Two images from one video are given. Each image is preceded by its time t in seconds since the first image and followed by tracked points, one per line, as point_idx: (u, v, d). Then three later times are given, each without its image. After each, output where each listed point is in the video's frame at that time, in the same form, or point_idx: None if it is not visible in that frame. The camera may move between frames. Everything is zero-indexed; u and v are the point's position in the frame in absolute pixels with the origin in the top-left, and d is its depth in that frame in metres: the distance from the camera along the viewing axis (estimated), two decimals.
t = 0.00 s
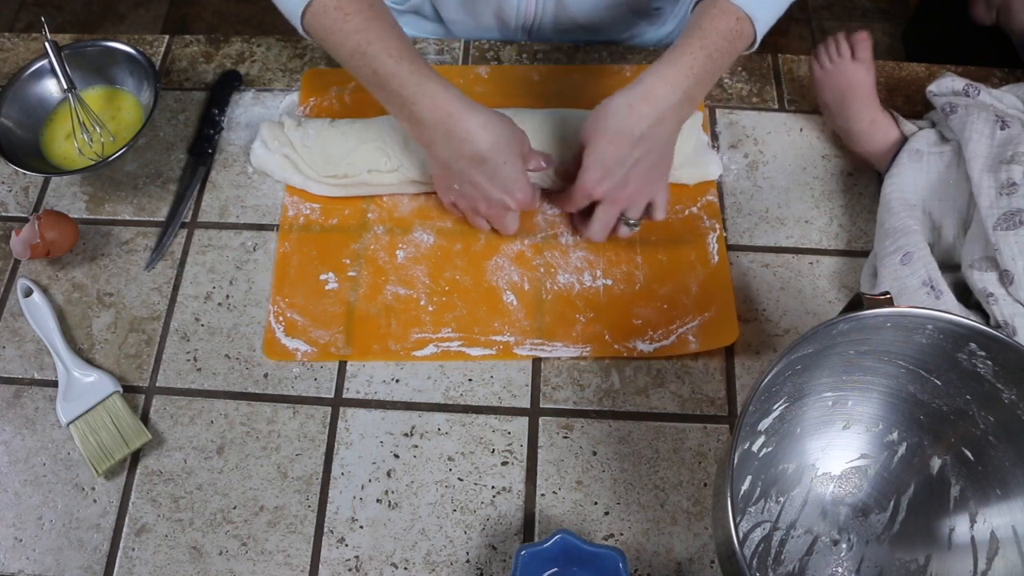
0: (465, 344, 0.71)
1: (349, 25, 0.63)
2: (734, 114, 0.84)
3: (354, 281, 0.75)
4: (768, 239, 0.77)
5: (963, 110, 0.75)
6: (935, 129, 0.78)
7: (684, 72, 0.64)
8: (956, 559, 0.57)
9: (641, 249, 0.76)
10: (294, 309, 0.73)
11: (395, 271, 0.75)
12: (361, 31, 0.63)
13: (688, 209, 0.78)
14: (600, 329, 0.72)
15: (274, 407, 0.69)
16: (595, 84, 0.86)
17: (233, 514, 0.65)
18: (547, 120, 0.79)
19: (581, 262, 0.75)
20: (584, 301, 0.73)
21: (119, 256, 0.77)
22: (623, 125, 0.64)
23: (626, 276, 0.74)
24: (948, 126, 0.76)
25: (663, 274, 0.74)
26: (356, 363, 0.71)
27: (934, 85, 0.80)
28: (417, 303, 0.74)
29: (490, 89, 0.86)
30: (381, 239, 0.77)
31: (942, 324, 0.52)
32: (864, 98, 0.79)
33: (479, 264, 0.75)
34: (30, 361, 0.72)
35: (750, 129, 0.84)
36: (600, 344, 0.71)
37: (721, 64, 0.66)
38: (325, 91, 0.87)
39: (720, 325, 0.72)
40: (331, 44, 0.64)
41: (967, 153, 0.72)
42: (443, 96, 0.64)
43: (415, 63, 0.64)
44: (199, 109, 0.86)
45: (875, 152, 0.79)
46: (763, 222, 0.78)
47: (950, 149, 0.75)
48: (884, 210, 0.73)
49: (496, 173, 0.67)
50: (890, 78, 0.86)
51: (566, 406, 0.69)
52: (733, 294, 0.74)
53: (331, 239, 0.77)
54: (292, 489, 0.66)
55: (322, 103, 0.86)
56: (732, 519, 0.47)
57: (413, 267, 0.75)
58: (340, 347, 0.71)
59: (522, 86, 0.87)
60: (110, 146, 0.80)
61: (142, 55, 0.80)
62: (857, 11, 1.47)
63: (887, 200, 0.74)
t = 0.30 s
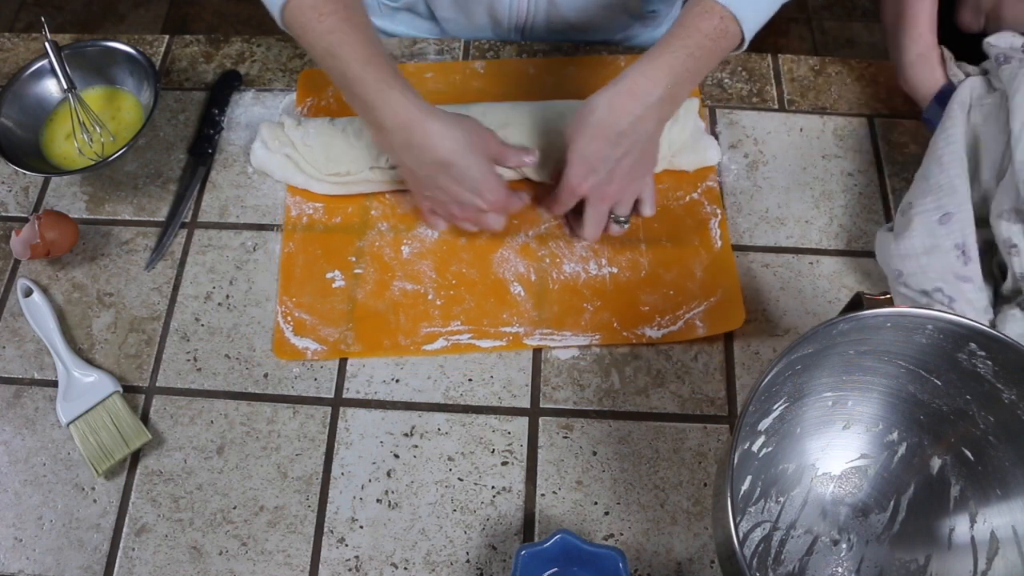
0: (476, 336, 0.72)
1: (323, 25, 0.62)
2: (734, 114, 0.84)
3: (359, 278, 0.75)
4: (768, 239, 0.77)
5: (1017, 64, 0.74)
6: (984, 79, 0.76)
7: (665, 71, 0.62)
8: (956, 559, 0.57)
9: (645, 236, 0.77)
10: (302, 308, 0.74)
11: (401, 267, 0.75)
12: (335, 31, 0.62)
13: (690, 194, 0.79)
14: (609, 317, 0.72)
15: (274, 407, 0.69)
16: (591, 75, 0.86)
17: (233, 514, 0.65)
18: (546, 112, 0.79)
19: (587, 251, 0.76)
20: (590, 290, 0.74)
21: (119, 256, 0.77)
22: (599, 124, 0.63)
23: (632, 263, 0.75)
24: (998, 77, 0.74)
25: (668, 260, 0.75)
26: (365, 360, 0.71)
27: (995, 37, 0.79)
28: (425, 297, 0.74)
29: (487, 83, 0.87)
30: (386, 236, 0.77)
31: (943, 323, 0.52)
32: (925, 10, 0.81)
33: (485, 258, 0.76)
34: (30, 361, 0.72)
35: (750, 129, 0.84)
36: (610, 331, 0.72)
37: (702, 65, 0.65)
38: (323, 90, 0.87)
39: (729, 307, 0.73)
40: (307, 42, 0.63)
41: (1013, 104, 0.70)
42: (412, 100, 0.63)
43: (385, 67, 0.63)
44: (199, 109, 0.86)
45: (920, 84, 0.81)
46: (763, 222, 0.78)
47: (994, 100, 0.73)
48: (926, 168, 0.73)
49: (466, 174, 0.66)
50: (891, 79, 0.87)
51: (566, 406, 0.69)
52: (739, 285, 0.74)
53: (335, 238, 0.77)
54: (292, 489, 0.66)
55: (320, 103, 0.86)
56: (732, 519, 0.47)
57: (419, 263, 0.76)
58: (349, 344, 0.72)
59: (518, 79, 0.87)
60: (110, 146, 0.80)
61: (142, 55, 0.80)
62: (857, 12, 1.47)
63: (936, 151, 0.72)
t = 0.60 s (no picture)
0: (477, 333, 0.72)
1: (325, 20, 0.66)
2: (734, 114, 0.84)
3: (360, 275, 0.75)
4: (768, 239, 0.77)
5: (983, 90, 0.75)
6: (952, 107, 0.77)
7: (614, 53, 0.67)
8: (958, 559, 0.57)
9: (645, 232, 0.76)
10: (303, 307, 0.73)
11: (401, 265, 0.75)
12: (337, 25, 0.66)
13: (690, 189, 0.79)
14: (610, 312, 0.72)
15: (274, 407, 0.69)
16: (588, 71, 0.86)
17: (232, 515, 0.65)
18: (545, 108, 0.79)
19: (588, 247, 0.76)
20: (592, 286, 0.74)
21: (118, 256, 0.77)
22: (551, 109, 0.66)
23: (632, 259, 0.75)
24: (965, 104, 0.76)
25: (668, 256, 0.75)
26: (367, 358, 0.71)
27: (964, 60, 0.80)
28: (425, 294, 0.74)
29: (484, 81, 0.86)
30: (386, 234, 0.77)
31: (943, 323, 0.52)
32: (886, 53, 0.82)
33: (485, 255, 0.76)
34: (29, 361, 0.72)
35: (750, 129, 0.83)
36: (612, 326, 0.72)
37: (656, 51, 0.69)
38: (321, 90, 0.87)
39: (731, 301, 0.72)
40: (306, 37, 0.67)
41: (976, 136, 0.72)
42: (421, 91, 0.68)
43: (390, 62, 0.67)
44: (198, 108, 0.86)
45: (888, 120, 0.80)
46: (763, 222, 0.78)
47: (961, 130, 0.75)
48: (898, 183, 0.74)
49: (466, 163, 0.69)
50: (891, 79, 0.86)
51: (566, 406, 0.68)
52: (741, 284, 0.74)
53: (335, 237, 0.77)
54: (292, 490, 0.65)
55: (318, 102, 0.86)
56: (733, 519, 0.47)
57: (420, 260, 0.75)
58: (350, 341, 0.71)
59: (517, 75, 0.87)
60: (109, 146, 0.79)
61: (141, 55, 0.80)
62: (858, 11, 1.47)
63: (901, 172, 0.74)
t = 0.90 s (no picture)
0: (477, 332, 0.72)
1: (287, 22, 0.64)
2: (734, 114, 0.84)
3: (360, 274, 0.75)
4: (768, 239, 0.77)
5: (974, 95, 0.75)
6: (945, 112, 0.78)
7: (582, 50, 0.65)
8: (958, 559, 0.57)
9: (644, 231, 0.76)
10: (302, 304, 0.73)
11: (401, 263, 0.75)
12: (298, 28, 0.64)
13: (689, 188, 0.79)
14: (609, 311, 0.72)
15: (274, 407, 0.69)
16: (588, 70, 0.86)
17: (232, 515, 0.65)
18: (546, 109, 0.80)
19: (587, 246, 0.76)
20: (591, 285, 0.74)
21: (118, 256, 0.77)
22: (515, 110, 0.66)
23: (632, 258, 0.75)
24: (957, 109, 0.76)
25: (668, 255, 0.75)
26: (367, 356, 0.71)
27: (954, 65, 0.79)
28: (425, 293, 0.74)
29: (484, 79, 0.86)
30: (386, 232, 0.77)
31: (943, 323, 0.52)
32: (880, 63, 0.80)
33: (485, 253, 0.76)
34: (29, 361, 0.72)
35: (750, 129, 0.83)
36: (611, 325, 0.72)
37: (623, 46, 0.68)
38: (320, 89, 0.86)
39: (729, 301, 0.72)
40: (269, 39, 0.65)
41: (968, 140, 0.73)
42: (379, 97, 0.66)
43: (348, 64, 0.66)
44: (198, 108, 0.86)
45: (880, 128, 0.79)
46: (763, 221, 0.78)
47: (953, 134, 0.75)
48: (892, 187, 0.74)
49: (424, 168, 0.68)
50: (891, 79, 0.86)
51: (566, 406, 0.68)
52: (740, 283, 0.74)
53: (335, 235, 0.77)
54: (292, 490, 0.65)
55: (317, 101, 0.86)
56: (732, 519, 0.47)
57: (420, 259, 0.75)
58: (350, 339, 0.71)
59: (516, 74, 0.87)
60: (108, 146, 0.79)
61: (141, 55, 0.80)
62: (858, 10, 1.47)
63: (895, 176, 0.74)
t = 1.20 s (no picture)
0: (473, 330, 0.72)
1: (244, 20, 0.63)
2: (734, 114, 0.85)
3: (358, 272, 0.75)
4: (768, 239, 0.77)
5: (972, 97, 0.75)
6: (942, 113, 0.78)
7: (550, 48, 0.65)
8: (956, 559, 0.57)
9: (642, 231, 0.77)
10: (301, 302, 0.74)
11: (399, 261, 0.76)
12: (252, 27, 0.63)
13: (687, 188, 0.79)
14: (605, 311, 0.73)
15: (274, 407, 0.69)
16: (587, 70, 0.87)
17: (233, 514, 0.65)
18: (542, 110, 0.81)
19: (584, 245, 0.76)
20: (588, 284, 0.74)
21: (119, 256, 0.77)
22: (484, 107, 0.66)
23: (629, 257, 0.75)
24: (955, 111, 0.76)
25: (665, 255, 0.75)
26: (365, 352, 0.72)
27: (951, 66, 0.79)
28: (423, 291, 0.74)
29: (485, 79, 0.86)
30: (384, 230, 0.77)
31: (942, 323, 0.52)
32: (881, 63, 0.80)
33: (482, 251, 0.76)
34: (30, 361, 0.72)
35: (750, 129, 0.84)
36: (607, 324, 0.72)
37: (590, 43, 0.67)
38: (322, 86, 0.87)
39: (724, 302, 0.73)
40: (227, 37, 0.65)
41: (966, 142, 0.73)
42: (331, 91, 0.66)
43: (307, 63, 0.66)
44: (199, 109, 0.86)
45: (880, 128, 0.80)
46: (762, 222, 0.78)
47: (952, 136, 0.76)
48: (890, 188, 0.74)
49: (382, 164, 0.68)
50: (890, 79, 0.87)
51: (566, 406, 0.69)
52: (738, 283, 0.75)
53: (334, 233, 0.77)
54: (292, 489, 0.66)
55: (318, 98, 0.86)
56: (732, 519, 0.47)
57: (417, 257, 0.76)
58: (348, 337, 0.72)
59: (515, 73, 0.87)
60: (110, 146, 0.80)
61: (142, 55, 0.80)
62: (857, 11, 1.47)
63: (893, 177, 0.74)
